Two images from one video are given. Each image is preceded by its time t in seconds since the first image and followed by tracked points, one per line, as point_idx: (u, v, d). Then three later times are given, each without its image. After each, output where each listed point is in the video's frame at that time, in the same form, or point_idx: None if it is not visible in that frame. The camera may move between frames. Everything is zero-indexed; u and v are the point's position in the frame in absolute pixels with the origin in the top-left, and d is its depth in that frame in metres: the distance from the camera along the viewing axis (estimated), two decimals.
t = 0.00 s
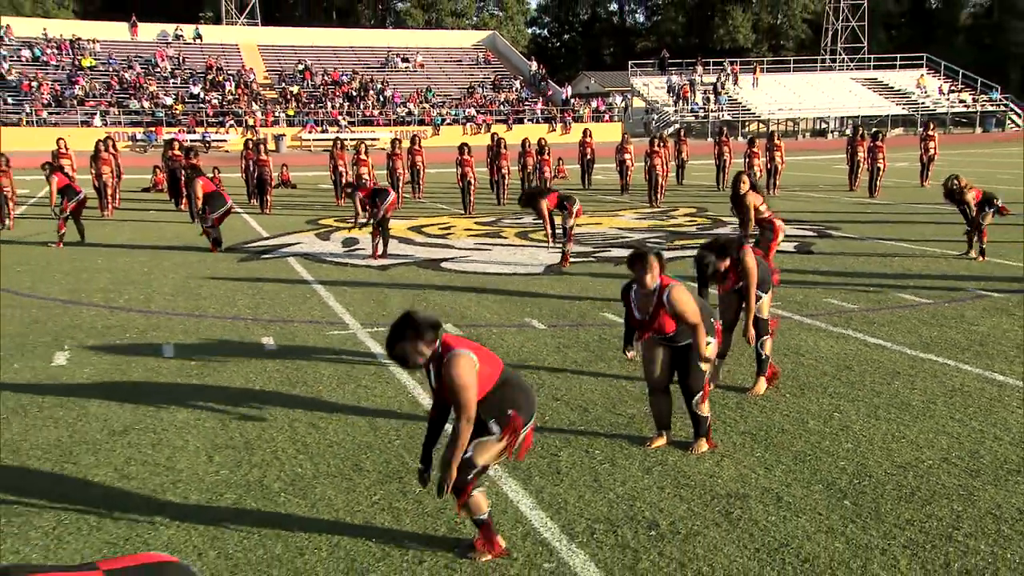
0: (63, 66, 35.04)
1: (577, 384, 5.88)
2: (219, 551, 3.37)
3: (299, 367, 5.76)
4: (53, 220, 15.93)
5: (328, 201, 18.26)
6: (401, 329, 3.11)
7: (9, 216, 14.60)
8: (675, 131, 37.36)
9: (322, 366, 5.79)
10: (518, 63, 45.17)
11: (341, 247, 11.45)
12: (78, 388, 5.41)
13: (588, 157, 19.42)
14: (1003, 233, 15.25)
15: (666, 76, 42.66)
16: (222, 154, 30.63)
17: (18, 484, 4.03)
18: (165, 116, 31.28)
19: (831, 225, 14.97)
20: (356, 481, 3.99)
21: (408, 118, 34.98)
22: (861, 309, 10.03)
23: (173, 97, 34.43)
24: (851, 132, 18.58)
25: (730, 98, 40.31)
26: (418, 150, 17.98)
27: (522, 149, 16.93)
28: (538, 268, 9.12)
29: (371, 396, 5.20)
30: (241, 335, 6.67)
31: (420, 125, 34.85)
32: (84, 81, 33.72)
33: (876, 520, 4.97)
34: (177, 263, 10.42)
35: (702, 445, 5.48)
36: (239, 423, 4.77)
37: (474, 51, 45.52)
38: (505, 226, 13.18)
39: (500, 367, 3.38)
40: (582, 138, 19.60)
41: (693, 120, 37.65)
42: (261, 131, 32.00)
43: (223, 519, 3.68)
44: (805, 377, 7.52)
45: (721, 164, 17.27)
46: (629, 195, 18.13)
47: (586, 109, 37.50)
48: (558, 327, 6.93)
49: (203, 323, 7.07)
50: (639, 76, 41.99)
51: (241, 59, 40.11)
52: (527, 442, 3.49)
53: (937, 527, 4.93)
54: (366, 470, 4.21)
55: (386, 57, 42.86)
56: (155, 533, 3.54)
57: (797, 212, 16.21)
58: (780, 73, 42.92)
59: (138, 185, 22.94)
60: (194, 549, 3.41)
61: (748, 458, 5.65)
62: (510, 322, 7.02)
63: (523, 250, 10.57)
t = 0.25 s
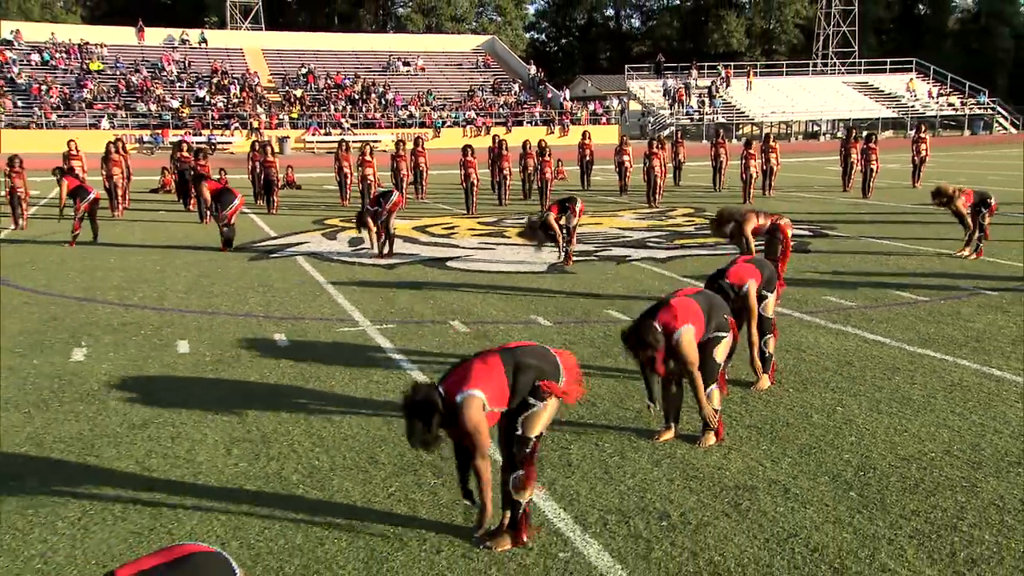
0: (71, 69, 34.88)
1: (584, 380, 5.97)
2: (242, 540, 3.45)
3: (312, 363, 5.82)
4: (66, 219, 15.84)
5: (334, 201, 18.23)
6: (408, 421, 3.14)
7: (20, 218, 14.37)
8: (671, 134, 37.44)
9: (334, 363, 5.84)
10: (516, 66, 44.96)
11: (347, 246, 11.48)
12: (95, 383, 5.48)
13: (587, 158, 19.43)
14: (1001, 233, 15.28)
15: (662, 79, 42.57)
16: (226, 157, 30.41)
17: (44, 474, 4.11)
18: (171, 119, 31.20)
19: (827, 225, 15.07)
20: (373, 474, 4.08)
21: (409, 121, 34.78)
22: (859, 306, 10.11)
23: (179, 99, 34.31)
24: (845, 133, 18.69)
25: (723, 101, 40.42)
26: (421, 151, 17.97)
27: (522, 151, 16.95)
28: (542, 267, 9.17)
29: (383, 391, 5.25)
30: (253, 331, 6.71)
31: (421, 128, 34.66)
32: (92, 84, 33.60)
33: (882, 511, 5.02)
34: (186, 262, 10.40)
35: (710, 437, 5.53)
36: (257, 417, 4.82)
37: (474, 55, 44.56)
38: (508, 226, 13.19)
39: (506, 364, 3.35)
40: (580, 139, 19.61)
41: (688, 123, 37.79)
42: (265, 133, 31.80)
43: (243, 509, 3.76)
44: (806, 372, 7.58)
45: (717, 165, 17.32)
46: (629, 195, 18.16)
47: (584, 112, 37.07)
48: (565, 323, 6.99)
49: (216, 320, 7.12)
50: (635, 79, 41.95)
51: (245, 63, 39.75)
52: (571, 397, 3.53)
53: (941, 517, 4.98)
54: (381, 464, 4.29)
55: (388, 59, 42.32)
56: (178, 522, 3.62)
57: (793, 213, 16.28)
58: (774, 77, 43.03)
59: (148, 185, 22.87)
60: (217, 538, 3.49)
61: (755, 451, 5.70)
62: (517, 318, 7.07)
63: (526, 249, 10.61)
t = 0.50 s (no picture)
0: (78, 71, 34.69)
1: (590, 375, 6.03)
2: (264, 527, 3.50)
3: (324, 357, 5.85)
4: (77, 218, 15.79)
5: (339, 201, 18.23)
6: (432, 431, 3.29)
7: (32, 219, 14.53)
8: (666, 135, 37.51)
9: (345, 357, 5.87)
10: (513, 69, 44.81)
11: (352, 245, 11.51)
12: (112, 376, 5.52)
13: (586, 159, 19.49)
14: (997, 233, 15.37)
15: (658, 82, 42.57)
16: (230, 158, 30.21)
17: (67, 464, 4.15)
18: (177, 122, 31.06)
19: (823, 225, 15.16)
20: (388, 466, 4.12)
21: (409, 123, 34.61)
22: (857, 303, 10.19)
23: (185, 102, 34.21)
24: (838, 136, 18.82)
25: (718, 104, 40.49)
26: (423, 153, 18.01)
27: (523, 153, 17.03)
28: (546, 264, 9.22)
29: (396, 385, 5.28)
30: (262, 327, 6.74)
31: (422, 129, 34.39)
32: (99, 86, 33.48)
33: (886, 501, 5.07)
34: (195, 261, 10.39)
35: (717, 431, 5.57)
36: (274, 408, 4.86)
37: (473, 59, 44.47)
38: (510, 226, 13.22)
39: (521, 361, 3.42)
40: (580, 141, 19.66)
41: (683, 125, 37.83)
42: (270, 135, 31.55)
43: (262, 499, 3.80)
44: (808, 368, 7.64)
45: (714, 166, 17.38)
46: (627, 196, 18.22)
47: (581, 114, 36.79)
48: (570, 320, 7.04)
49: (227, 316, 7.15)
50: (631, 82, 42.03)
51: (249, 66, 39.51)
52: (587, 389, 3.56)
53: (945, 508, 5.02)
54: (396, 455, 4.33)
55: (389, 62, 42.15)
56: (200, 512, 3.66)
57: (789, 213, 16.36)
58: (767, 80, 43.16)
59: (154, 186, 22.80)
60: (238, 527, 3.52)
61: (759, 443, 5.75)
62: (522, 314, 7.12)
63: (530, 247, 10.66)
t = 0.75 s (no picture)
0: (86, 75, 34.41)
1: (596, 370, 6.10)
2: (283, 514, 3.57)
3: (334, 352, 5.90)
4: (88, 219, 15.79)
5: (343, 201, 18.22)
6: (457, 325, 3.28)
7: (44, 218, 14.50)
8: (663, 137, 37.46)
9: (355, 352, 5.93)
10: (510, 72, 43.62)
11: (358, 244, 11.54)
12: (127, 371, 5.57)
13: (585, 159, 19.54)
14: (994, 232, 15.43)
15: (654, 85, 42.58)
16: (235, 159, 29.88)
17: (87, 456, 4.20)
18: (183, 123, 30.79)
19: (818, 224, 15.26)
20: (402, 458, 4.18)
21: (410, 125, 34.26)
22: (853, 300, 10.28)
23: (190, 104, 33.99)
24: (831, 137, 18.95)
25: (712, 107, 40.50)
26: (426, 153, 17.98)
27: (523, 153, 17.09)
28: (551, 261, 9.29)
29: (408, 378, 5.34)
30: (272, 324, 6.78)
31: (422, 131, 33.83)
32: (106, 89, 33.25)
33: (889, 491, 5.13)
34: (203, 259, 10.40)
35: (727, 423, 5.61)
36: (290, 402, 4.91)
37: (473, 62, 43.92)
38: (511, 225, 13.27)
39: (553, 332, 3.58)
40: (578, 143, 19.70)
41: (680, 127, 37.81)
42: (274, 136, 31.23)
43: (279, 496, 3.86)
44: (808, 362, 7.71)
45: (710, 167, 17.44)
46: (625, 196, 18.26)
47: (579, 115, 36.45)
48: (575, 317, 7.10)
49: (237, 313, 7.19)
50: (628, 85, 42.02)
51: (251, 69, 38.80)
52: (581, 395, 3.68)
53: (946, 497, 5.08)
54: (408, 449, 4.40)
55: (390, 66, 41.69)
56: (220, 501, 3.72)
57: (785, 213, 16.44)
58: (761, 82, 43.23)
59: (160, 187, 22.66)
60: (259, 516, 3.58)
61: (762, 435, 5.81)
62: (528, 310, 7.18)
63: (533, 245, 10.71)
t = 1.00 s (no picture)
0: (92, 78, 34.48)
1: (599, 365, 6.18)
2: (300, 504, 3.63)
3: (342, 347, 5.95)
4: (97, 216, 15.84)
5: (347, 200, 18.28)
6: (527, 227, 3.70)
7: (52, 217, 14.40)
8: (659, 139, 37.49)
9: (364, 346, 5.98)
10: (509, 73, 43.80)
11: (362, 242, 11.59)
12: (140, 367, 5.63)
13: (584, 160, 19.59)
14: (987, 230, 15.55)
15: (649, 86, 42.77)
16: (238, 159, 29.78)
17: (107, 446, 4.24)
18: (188, 124, 30.81)
19: (813, 223, 15.35)
20: (413, 449, 4.24)
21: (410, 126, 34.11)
22: (850, 296, 10.36)
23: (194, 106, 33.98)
24: (825, 138, 19.07)
25: (707, 108, 40.58)
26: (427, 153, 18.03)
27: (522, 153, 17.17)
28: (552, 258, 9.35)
29: (417, 371, 5.40)
30: (280, 320, 6.82)
31: (422, 131, 33.69)
32: (111, 91, 33.29)
33: (893, 481, 5.17)
34: (209, 257, 10.45)
35: (753, 413, 5.66)
36: (303, 394, 4.97)
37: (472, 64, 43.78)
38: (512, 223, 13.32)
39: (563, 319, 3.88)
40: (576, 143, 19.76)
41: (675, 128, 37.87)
42: (278, 137, 31.21)
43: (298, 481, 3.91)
44: (809, 357, 7.78)
45: (707, 167, 17.51)
46: (623, 196, 18.31)
47: (575, 117, 36.46)
48: (577, 313, 7.18)
49: (246, 309, 7.24)
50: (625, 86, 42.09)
51: (253, 71, 38.73)
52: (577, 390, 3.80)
53: (949, 487, 5.13)
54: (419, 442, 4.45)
55: (391, 68, 41.56)
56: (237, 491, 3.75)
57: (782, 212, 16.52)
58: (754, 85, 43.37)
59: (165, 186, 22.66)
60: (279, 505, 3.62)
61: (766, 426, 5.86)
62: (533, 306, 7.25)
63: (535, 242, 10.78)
